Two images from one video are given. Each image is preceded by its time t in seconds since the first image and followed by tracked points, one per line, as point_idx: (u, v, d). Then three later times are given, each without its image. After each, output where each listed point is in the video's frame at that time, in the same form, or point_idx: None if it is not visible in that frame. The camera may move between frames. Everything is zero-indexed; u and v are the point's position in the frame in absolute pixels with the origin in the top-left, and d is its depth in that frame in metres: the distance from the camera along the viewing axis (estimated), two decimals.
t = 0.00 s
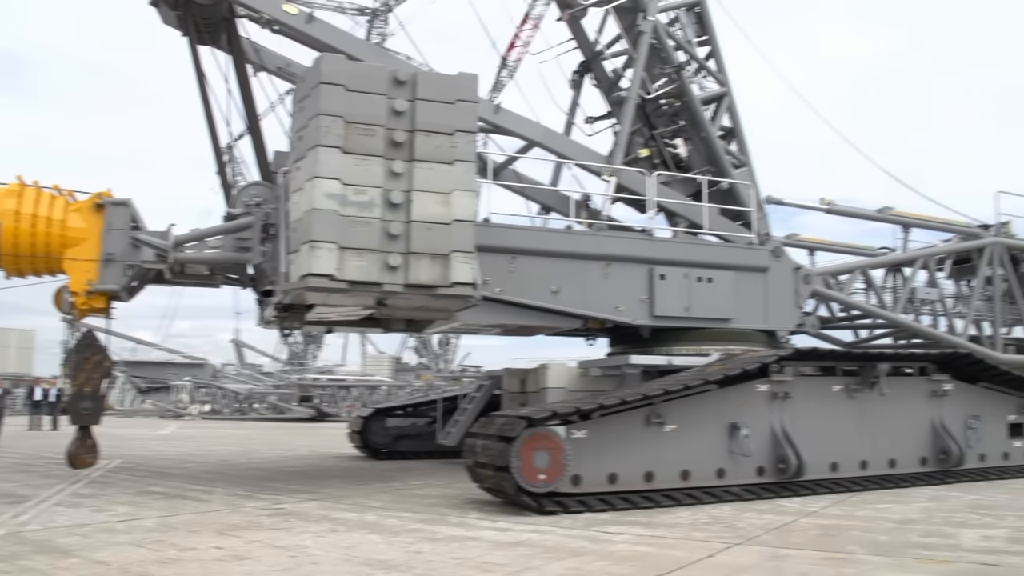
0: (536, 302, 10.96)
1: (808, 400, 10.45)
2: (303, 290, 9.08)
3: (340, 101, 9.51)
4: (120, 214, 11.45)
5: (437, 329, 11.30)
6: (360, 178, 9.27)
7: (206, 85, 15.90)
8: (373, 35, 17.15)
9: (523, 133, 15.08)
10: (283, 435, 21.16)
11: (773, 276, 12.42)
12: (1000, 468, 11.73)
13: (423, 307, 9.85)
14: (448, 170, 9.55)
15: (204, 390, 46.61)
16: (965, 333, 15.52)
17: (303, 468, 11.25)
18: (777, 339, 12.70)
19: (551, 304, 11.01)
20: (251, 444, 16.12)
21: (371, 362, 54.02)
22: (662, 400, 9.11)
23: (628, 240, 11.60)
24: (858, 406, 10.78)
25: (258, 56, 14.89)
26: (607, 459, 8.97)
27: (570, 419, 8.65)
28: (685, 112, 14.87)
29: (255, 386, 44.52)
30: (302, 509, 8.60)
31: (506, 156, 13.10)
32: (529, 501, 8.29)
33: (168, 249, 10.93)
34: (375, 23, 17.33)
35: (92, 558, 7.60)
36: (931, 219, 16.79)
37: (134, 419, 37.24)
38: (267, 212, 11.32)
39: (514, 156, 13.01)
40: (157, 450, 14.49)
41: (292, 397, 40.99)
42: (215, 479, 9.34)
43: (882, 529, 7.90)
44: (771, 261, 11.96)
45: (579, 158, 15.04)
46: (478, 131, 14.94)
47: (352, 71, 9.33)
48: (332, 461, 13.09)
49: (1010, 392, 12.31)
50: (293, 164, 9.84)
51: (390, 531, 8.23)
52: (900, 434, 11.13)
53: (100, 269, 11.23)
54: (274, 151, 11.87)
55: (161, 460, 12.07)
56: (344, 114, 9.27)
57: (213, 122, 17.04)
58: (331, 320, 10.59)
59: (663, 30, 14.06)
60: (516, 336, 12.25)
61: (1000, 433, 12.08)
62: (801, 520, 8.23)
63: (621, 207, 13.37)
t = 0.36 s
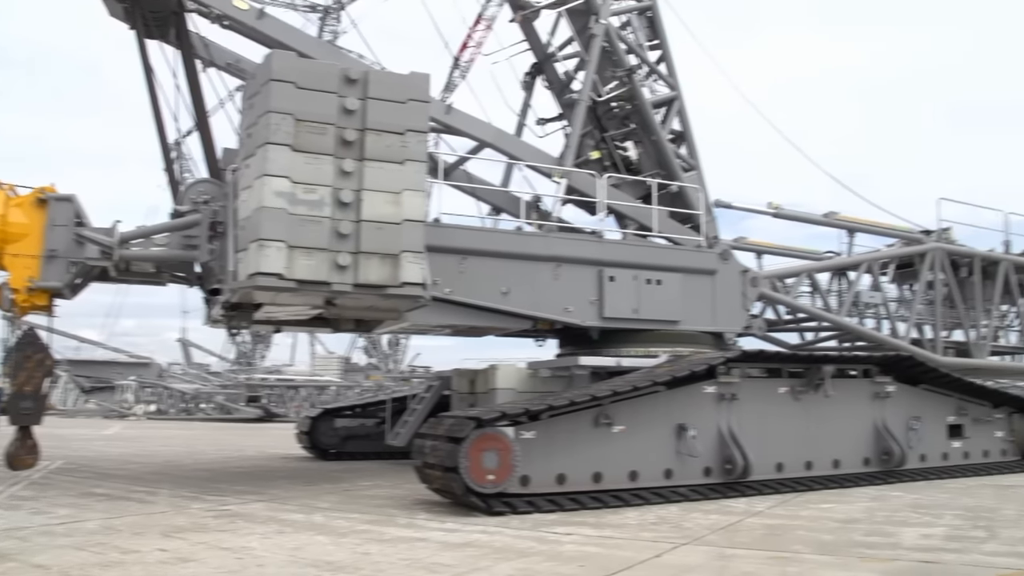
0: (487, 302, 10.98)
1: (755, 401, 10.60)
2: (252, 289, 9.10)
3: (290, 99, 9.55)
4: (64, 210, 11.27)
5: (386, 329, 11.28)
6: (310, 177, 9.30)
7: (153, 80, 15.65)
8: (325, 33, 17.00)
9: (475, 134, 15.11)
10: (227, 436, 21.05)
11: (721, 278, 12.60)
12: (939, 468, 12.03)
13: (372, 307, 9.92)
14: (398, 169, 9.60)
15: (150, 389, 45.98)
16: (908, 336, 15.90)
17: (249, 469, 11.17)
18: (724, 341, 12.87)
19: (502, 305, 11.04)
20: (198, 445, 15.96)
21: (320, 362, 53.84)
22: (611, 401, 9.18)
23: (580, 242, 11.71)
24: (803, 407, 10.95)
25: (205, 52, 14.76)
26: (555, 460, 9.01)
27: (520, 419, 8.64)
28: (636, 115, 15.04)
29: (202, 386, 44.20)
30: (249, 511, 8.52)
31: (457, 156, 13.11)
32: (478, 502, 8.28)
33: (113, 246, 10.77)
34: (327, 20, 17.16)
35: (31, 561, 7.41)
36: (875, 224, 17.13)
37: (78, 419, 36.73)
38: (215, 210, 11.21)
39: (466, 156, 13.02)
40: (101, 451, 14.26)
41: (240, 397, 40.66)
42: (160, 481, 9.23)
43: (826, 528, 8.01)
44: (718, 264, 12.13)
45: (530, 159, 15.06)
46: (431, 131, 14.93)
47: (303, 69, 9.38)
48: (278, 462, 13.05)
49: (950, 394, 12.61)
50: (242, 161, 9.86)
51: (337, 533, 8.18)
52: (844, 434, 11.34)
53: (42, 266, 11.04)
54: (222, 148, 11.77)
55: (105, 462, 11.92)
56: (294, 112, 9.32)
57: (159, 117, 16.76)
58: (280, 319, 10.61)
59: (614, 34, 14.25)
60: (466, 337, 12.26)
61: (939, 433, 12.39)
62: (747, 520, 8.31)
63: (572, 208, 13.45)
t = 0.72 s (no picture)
0: (438, 302, 10.97)
1: (702, 402, 10.71)
2: (199, 287, 9.07)
3: (241, 95, 9.55)
4: (6, 204, 11.03)
5: (335, 328, 11.23)
6: (260, 174, 9.31)
7: (100, 72, 15.33)
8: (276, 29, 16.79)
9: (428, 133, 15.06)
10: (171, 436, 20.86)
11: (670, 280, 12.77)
12: (882, 468, 12.29)
13: (321, 306, 9.99)
14: (349, 168, 9.66)
15: (95, 388, 45.33)
16: (853, 338, 16.26)
17: (195, 469, 11.06)
18: (673, 342, 13.03)
19: (452, 305, 11.05)
20: (143, 445, 15.76)
21: (267, 361, 53.47)
22: (560, 401, 9.24)
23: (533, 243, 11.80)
24: (750, 407, 11.13)
25: (153, 45, 14.52)
26: (504, 460, 9.06)
27: (468, 419, 8.66)
28: (587, 117, 15.17)
29: (148, 386, 43.73)
30: (195, 512, 8.42)
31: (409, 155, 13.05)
32: (427, 502, 8.27)
33: (57, 242, 10.54)
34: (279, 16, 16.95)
35: None
36: (821, 227, 17.40)
37: (16, 419, 36.09)
38: (162, 206, 11.04)
39: (418, 155, 12.97)
40: (44, 452, 13.98)
41: (188, 396, 40.46)
42: (103, 482, 9.09)
43: (771, 527, 8.10)
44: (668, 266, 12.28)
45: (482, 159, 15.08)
46: (383, 129, 14.85)
47: (253, 65, 9.40)
48: (225, 463, 12.96)
49: (893, 395, 12.89)
50: (190, 157, 9.82)
51: (285, 533, 8.11)
52: (790, 435, 11.53)
53: None
54: (170, 143, 11.62)
55: (47, 463, 11.70)
56: (244, 108, 9.32)
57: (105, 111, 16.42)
58: (229, 317, 10.60)
59: (567, 35, 14.30)
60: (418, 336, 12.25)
61: (882, 433, 12.66)
62: (694, 520, 8.38)
63: (523, 208, 13.50)
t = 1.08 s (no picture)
0: (388, 302, 10.97)
1: (652, 403, 10.97)
2: (146, 285, 9.02)
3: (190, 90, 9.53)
4: None
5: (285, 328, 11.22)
6: (209, 171, 9.29)
7: (47, 64, 15.01)
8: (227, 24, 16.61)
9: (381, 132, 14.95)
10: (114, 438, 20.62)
11: (620, 281, 12.96)
12: (827, 468, 12.52)
13: (269, 305, 10.01)
14: (300, 166, 9.70)
15: (37, 387, 44.62)
16: (800, 340, 16.53)
17: (140, 470, 10.89)
18: (622, 343, 13.21)
19: (403, 305, 11.08)
20: (87, 446, 15.55)
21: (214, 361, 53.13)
22: (510, 401, 9.39)
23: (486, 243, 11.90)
24: (699, 408, 11.35)
25: (101, 38, 14.25)
26: (454, 461, 9.16)
27: (419, 420, 8.74)
28: (539, 118, 15.32)
29: (92, 385, 43.19)
30: (140, 513, 8.32)
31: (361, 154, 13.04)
32: (376, 502, 8.28)
33: None
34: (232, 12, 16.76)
35: None
36: (771, 231, 17.53)
37: None
38: (109, 202, 10.88)
39: (371, 155, 12.98)
40: None
41: (133, 396, 40.16)
42: (46, 483, 8.94)
43: (719, 527, 8.18)
44: (617, 267, 12.47)
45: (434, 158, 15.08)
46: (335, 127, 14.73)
47: (204, 61, 9.39)
48: (172, 463, 12.83)
49: (838, 396, 13.15)
50: (138, 153, 9.77)
51: (232, 535, 8.03)
52: (737, 435, 11.73)
53: None
54: (117, 138, 11.47)
55: None
56: (194, 104, 9.31)
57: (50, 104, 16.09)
58: (176, 315, 10.55)
59: (520, 36, 14.44)
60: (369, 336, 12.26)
61: (827, 434, 12.88)
62: (643, 520, 8.44)
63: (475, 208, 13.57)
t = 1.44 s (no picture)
0: (341, 302, 10.96)
1: (603, 405, 11.09)
2: (93, 283, 8.95)
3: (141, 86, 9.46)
4: None
5: (235, 327, 11.18)
6: (159, 168, 9.24)
7: None
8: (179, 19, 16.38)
9: (333, 131, 14.97)
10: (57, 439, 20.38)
11: (572, 283, 13.09)
12: (776, 469, 12.69)
13: (220, 304, 9.93)
14: (252, 163, 9.69)
15: None
16: (750, 342, 16.73)
17: (87, 472, 10.72)
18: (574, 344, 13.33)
19: (354, 305, 11.05)
20: (30, 447, 15.34)
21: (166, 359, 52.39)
22: (461, 402, 9.50)
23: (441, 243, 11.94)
24: (649, 410, 11.48)
25: (49, 30, 13.93)
26: (405, 462, 9.22)
27: (370, 420, 8.82)
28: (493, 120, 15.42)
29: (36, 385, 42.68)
30: (85, 515, 8.20)
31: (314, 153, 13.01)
32: (326, 503, 8.32)
33: None
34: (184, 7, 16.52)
35: None
36: (722, 234, 17.66)
37: None
38: (56, 198, 10.65)
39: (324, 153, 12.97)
40: None
41: (79, 395, 39.78)
42: None
43: (669, 528, 8.25)
44: (569, 269, 12.59)
45: (386, 158, 15.08)
46: (287, 126, 14.69)
47: (155, 56, 9.34)
48: (119, 465, 12.66)
49: (787, 398, 13.35)
50: (86, 149, 9.69)
51: (180, 537, 7.94)
52: (687, 436, 11.88)
53: None
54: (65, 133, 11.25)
55: None
56: (144, 99, 9.24)
57: None
58: (124, 313, 10.48)
59: (475, 37, 14.55)
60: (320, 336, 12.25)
61: (776, 435, 13.07)
62: (594, 520, 8.49)
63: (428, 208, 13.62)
